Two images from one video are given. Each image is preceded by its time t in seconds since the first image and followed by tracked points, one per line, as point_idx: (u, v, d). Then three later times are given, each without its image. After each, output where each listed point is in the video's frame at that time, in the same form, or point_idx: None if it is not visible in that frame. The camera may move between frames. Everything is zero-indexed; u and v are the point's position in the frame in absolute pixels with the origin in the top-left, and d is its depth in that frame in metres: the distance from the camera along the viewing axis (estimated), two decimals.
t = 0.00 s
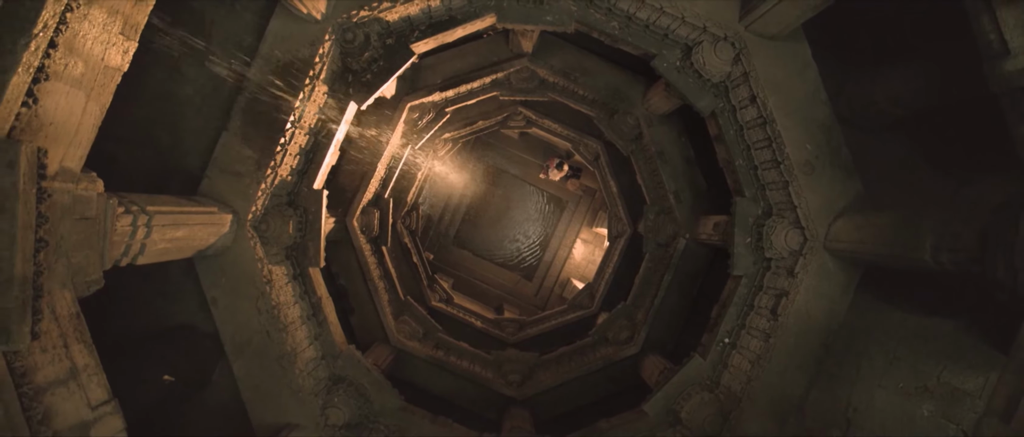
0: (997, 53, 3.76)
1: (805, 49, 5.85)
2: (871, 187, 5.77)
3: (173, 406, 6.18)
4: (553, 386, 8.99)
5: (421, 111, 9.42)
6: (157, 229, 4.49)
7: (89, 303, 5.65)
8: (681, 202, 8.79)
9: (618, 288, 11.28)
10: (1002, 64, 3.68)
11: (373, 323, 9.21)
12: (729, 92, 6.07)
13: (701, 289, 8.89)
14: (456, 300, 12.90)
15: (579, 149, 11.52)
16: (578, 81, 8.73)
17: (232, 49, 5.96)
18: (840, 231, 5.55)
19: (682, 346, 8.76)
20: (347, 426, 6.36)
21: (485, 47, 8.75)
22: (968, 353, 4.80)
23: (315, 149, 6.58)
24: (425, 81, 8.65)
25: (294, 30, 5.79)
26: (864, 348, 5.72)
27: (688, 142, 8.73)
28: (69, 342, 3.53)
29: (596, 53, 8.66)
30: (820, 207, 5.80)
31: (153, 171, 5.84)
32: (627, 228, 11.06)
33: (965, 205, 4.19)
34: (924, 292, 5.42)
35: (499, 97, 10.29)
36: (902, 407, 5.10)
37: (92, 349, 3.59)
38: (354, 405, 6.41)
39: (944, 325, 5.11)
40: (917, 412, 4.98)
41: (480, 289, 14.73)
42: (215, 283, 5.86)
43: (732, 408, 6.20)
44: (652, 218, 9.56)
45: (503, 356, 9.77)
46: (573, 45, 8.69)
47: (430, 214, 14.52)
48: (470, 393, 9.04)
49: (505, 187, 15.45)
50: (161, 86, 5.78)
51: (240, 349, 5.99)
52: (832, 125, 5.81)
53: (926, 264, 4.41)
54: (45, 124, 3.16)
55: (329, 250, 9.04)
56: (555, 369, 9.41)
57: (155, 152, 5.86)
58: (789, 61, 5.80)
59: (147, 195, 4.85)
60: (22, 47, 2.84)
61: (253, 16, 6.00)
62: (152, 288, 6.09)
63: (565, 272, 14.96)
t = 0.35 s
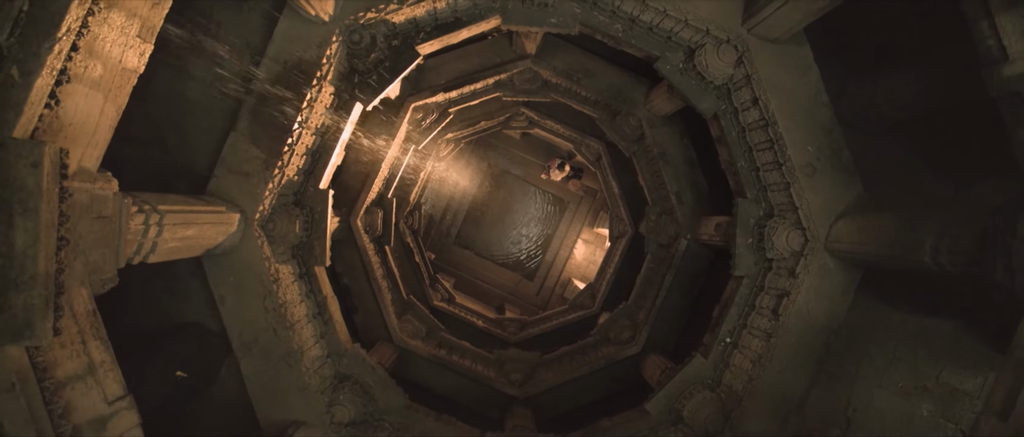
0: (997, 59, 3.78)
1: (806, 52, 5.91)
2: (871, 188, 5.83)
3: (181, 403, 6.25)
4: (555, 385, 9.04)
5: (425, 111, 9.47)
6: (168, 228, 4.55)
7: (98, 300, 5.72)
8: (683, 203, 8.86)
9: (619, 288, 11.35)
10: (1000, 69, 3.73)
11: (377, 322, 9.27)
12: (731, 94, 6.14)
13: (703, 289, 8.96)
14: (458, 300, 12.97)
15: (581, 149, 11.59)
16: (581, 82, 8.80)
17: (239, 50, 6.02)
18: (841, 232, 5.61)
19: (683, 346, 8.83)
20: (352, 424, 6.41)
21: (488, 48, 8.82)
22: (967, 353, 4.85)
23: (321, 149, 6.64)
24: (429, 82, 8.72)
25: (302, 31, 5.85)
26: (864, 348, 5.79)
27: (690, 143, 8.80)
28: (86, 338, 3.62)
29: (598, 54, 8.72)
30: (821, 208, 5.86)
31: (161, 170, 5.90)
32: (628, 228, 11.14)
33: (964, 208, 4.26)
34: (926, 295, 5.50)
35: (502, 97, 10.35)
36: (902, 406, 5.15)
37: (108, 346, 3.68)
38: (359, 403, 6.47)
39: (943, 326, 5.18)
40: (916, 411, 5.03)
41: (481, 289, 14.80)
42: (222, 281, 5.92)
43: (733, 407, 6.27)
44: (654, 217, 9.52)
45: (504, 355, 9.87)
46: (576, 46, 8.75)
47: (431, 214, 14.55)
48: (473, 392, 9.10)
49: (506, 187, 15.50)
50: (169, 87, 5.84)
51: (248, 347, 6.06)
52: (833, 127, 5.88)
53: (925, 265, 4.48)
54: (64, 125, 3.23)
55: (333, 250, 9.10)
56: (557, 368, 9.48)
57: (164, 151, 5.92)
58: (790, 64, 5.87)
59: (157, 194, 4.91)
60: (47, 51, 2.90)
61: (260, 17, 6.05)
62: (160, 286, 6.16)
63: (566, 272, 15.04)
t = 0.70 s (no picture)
0: (994, 65, 3.74)
1: (808, 56, 6.00)
2: (872, 191, 5.94)
3: (189, 399, 6.32)
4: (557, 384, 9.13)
5: (429, 112, 9.54)
6: (180, 226, 4.62)
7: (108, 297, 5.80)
8: (685, 204, 8.95)
9: (621, 288, 11.44)
10: (995, 75, 3.72)
11: (381, 321, 9.35)
12: (733, 97, 6.22)
13: (704, 290, 9.05)
14: (460, 299, 13.06)
15: (583, 150, 11.68)
16: (584, 83, 8.89)
17: (248, 51, 6.10)
18: (842, 234, 5.69)
19: (685, 346, 8.92)
20: (359, 421, 6.48)
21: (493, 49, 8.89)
22: (966, 353, 4.91)
23: (328, 150, 6.74)
24: (434, 83, 8.79)
25: (311, 32, 5.89)
26: (864, 348, 5.87)
27: (692, 145, 8.88)
28: (107, 333, 3.73)
29: (602, 56, 8.77)
30: (823, 209, 5.94)
31: (171, 169, 5.98)
32: (630, 229, 11.23)
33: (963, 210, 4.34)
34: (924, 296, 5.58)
35: (505, 98, 10.44)
36: (901, 406, 5.22)
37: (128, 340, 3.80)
38: (365, 400, 6.54)
39: (942, 326, 5.26)
40: (914, 411, 5.11)
41: (482, 289, 14.90)
42: (232, 280, 6.00)
43: (735, 405, 6.35)
44: (656, 218, 9.74)
45: (506, 355, 10.03)
46: (579, 47, 8.80)
47: (433, 214, 14.63)
48: (476, 391, 9.16)
49: (508, 188, 15.57)
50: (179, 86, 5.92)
51: (256, 345, 6.11)
52: (835, 130, 5.97)
53: (925, 266, 4.55)
54: (89, 126, 3.33)
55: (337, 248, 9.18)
56: (558, 367, 9.60)
57: (174, 150, 6.00)
58: (792, 68, 5.95)
59: (169, 193, 4.99)
60: (75, 53, 3.04)
61: (269, 18, 6.14)
62: (169, 284, 6.23)
63: (566, 273, 15.16)
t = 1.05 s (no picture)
0: (991, 72, 3.82)
1: (810, 60, 6.09)
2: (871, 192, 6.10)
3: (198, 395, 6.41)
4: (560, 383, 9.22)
5: (434, 113, 9.62)
6: (196, 224, 4.73)
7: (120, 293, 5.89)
8: (687, 206, 9.06)
9: (622, 288, 11.54)
10: (993, 82, 3.78)
11: (385, 319, 9.45)
12: (737, 100, 6.31)
13: (706, 290, 9.15)
14: (462, 298, 13.17)
15: (586, 151, 11.78)
16: (589, 85, 8.99)
17: (258, 52, 6.17)
18: (843, 235, 5.79)
19: (686, 346, 9.04)
20: (367, 417, 6.55)
21: (498, 51, 8.98)
22: (964, 354, 5.01)
23: (337, 149, 6.84)
24: (439, 84, 8.83)
25: (322, 34, 5.97)
26: (864, 347, 5.98)
27: (695, 147, 8.98)
28: (130, 328, 3.85)
29: (605, 58, 8.86)
30: (824, 211, 6.05)
31: (182, 168, 6.07)
32: (632, 229, 11.35)
33: (962, 213, 4.43)
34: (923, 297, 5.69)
35: (510, 99, 10.53)
36: (900, 406, 5.35)
37: (149, 334, 3.91)
38: (372, 396, 6.65)
39: (942, 326, 5.35)
40: (914, 411, 5.21)
41: (484, 288, 15.01)
42: (242, 277, 6.08)
43: (737, 403, 6.44)
44: (658, 219, 9.86)
45: (510, 353, 10.11)
46: (583, 50, 8.90)
47: (435, 214, 14.73)
48: (479, 389, 9.25)
49: (510, 188, 15.65)
50: (190, 87, 6.00)
51: (266, 342, 6.20)
52: (836, 133, 6.08)
53: (924, 268, 4.64)
54: (115, 126, 3.46)
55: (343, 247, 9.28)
56: (560, 366, 9.71)
57: (184, 149, 6.09)
58: (795, 72, 6.05)
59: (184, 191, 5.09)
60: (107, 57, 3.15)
61: (279, 20, 6.22)
62: (178, 281, 6.31)
63: (568, 273, 15.25)
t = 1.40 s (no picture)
0: (988, 78, 3.90)
1: (813, 64, 6.21)
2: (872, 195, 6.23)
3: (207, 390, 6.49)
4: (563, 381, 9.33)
5: (440, 113, 9.72)
6: (211, 221, 4.85)
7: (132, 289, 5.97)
8: (689, 206, 9.17)
9: (624, 288, 11.65)
10: (989, 88, 3.87)
11: (390, 317, 9.55)
12: (740, 103, 6.41)
13: (707, 290, 9.26)
14: (465, 297, 13.30)
15: (588, 152, 11.90)
16: (593, 87, 9.10)
17: (269, 52, 6.24)
18: (844, 236, 5.91)
19: (687, 345, 9.15)
20: (374, 412, 6.67)
21: (503, 52, 9.08)
22: (962, 355, 5.12)
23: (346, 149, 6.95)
24: (445, 85, 8.94)
25: (334, 36, 6.07)
26: (865, 347, 6.11)
27: (698, 148, 9.10)
28: (152, 321, 4.05)
29: (610, 60, 8.96)
30: (825, 212, 6.17)
31: (193, 166, 6.15)
32: (634, 230, 11.46)
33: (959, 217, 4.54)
34: (923, 298, 5.80)
35: (514, 100, 10.63)
36: (898, 405, 5.45)
37: (172, 327, 4.11)
38: (380, 392, 6.76)
39: (939, 327, 5.47)
40: (912, 410, 5.31)
41: (486, 287, 15.16)
42: (254, 274, 6.18)
43: (738, 401, 6.56)
44: (660, 220, 9.96)
45: (513, 352, 10.20)
46: (589, 53, 9.02)
47: (438, 213, 14.83)
48: (483, 387, 9.36)
49: (512, 188, 15.75)
50: (202, 86, 6.08)
51: (277, 337, 6.30)
52: (837, 137, 6.20)
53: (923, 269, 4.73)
54: (141, 125, 3.54)
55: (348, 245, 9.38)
56: (563, 364, 9.83)
57: (196, 148, 6.17)
58: (797, 76, 6.16)
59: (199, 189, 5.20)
60: (138, 59, 3.20)
61: (291, 20, 6.31)
62: (189, 277, 6.40)
63: (570, 273, 15.39)
